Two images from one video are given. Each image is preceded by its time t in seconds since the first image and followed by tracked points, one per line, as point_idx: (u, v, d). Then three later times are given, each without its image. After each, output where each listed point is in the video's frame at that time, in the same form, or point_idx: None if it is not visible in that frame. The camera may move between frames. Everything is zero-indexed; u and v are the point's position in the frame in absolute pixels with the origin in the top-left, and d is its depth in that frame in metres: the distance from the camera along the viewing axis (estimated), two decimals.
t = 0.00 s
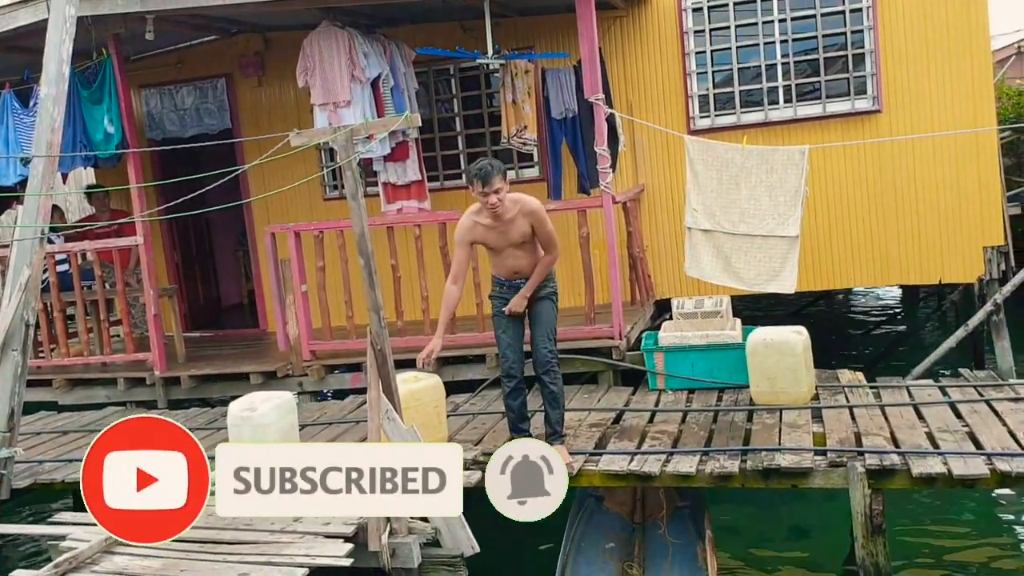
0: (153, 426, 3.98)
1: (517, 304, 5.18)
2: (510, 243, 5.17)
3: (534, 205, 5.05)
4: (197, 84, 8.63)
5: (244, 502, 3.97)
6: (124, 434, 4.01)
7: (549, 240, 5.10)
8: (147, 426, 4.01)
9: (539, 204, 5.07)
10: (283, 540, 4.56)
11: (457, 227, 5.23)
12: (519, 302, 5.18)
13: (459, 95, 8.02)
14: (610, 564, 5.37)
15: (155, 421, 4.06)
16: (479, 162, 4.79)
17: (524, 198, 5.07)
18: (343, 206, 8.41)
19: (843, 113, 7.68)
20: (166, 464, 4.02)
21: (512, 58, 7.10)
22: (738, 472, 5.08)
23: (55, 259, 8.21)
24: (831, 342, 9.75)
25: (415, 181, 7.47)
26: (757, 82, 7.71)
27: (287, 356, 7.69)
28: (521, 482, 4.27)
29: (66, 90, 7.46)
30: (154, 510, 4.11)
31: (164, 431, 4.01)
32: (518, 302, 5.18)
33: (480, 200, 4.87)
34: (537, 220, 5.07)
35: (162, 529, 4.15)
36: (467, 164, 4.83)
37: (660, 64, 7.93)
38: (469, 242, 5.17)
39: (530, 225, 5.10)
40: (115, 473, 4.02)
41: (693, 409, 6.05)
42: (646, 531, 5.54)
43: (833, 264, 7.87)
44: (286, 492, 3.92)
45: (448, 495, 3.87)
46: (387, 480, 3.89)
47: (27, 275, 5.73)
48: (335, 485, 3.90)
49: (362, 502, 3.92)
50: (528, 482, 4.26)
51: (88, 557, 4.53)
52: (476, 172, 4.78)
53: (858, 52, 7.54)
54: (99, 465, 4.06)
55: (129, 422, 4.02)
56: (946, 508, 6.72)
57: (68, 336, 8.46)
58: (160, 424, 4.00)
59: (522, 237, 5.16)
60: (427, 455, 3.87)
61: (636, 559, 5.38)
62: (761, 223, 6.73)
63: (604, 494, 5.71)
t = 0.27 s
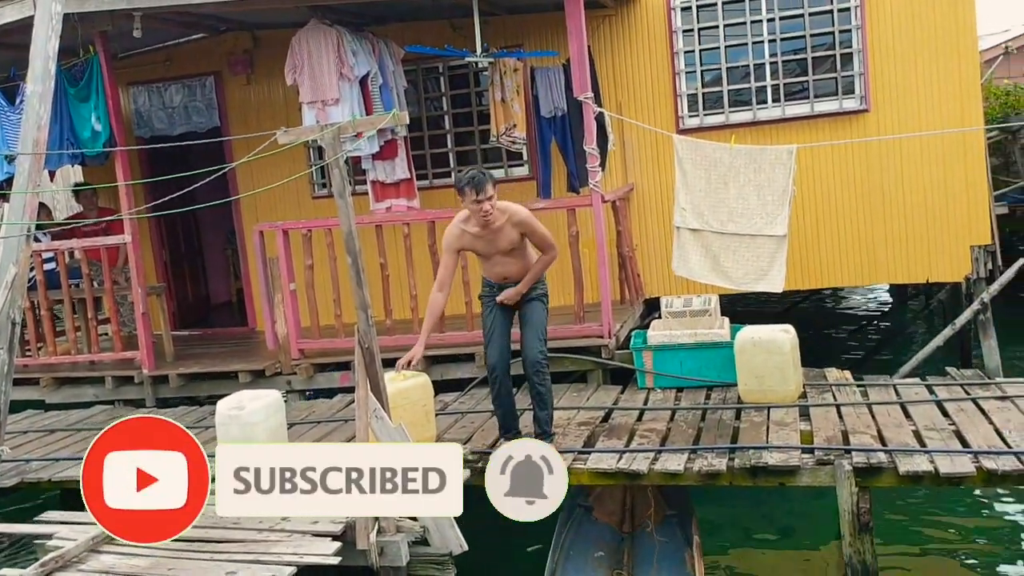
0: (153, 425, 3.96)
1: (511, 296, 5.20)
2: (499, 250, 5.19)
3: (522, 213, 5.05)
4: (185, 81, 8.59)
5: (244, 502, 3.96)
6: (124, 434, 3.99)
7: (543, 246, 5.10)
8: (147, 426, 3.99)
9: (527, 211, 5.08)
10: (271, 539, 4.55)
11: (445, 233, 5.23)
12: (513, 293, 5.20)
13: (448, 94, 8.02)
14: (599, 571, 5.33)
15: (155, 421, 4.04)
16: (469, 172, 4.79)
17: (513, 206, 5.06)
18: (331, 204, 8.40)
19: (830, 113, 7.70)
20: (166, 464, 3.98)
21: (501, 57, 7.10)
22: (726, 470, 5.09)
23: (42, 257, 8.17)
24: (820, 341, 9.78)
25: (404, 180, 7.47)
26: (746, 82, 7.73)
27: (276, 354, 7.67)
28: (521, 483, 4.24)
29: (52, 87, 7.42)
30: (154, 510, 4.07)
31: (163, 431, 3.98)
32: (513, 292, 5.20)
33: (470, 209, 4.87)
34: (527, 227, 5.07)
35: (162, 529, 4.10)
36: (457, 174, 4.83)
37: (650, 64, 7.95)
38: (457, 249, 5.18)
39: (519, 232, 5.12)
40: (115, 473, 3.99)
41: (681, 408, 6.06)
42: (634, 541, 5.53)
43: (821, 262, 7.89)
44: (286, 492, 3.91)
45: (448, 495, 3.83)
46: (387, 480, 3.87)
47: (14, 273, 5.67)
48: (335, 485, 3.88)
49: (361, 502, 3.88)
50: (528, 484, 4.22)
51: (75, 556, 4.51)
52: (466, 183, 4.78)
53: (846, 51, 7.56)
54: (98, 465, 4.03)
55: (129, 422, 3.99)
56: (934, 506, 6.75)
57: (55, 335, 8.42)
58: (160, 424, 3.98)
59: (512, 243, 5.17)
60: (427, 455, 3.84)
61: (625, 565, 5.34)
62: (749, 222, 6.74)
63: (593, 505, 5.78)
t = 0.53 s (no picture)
0: (155, 426, 3.96)
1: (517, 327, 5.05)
2: (501, 262, 5.21)
3: (524, 228, 5.05)
4: (186, 75, 8.58)
5: (243, 502, 3.97)
6: (125, 435, 3.97)
7: (542, 260, 5.13)
8: (148, 427, 3.98)
9: (528, 224, 5.08)
10: (271, 533, 4.54)
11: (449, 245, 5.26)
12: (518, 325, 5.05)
13: (450, 90, 8.01)
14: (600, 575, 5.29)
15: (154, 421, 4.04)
16: (470, 191, 4.77)
17: (516, 220, 5.05)
18: (332, 199, 8.39)
19: (832, 111, 7.70)
20: (168, 464, 4.00)
21: (503, 52, 7.09)
22: (726, 467, 5.10)
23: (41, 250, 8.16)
24: (819, 340, 9.78)
25: (405, 176, 7.46)
26: (748, 80, 7.73)
27: (276, 349, 7.67)
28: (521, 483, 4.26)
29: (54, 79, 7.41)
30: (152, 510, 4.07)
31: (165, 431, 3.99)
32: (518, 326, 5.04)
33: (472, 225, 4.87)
34: (527, 241, 5.09)
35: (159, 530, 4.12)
36: (459, 192, 4.81)
37: (652, 62, 7.94)
38: (459, 262, 5.22)
39: (521, 246, 5.12)
40: (116, 474, 3.99)
41: (681, 405, 6.06)
42: (635, 543, 5.50)
43: (822, 261, 7.90)
44: (285, 492, 3.89)
45: (447, 495, 3.85)
46: (387, 480, 3.86)
47: (14, 265, 5.62)
48: (335, 485, 3.87)
49: (362, 501, 3.91)
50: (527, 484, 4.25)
51: (75, 549, 4.51)
52: (468, 201, 4.76)
53: (848, 50, 7.55)
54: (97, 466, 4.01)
55: (129, 423, 3.98)
56: (933, 505, 6.75)
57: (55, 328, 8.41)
58: (162, 425, 3.98)
59: (512, 257, 5.18)
60: (428, 456, 3.84)
61: (626, 568, 5.29)
62: (751, 220, 6.74)
63: (591, 512, 5.75)
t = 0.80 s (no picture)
0: (156, 425, 3.89)
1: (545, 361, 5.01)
2: (507, 288, 5.22)
3: (532, 258, 5.06)
4: (192, 73, 8.59)
5: (243, 502, 3.97)
6: (125, 434, 3.91)
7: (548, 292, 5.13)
8: (150, 427, 3.91)
9: (535, 253, 5.08)
10: (275, 531, 4.54)
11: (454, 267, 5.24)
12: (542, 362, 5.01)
13: (456, 90, 8.01)
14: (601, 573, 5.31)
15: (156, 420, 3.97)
16: (479, 223, 4.70)
17: (522, 249, 5.03)
18: (338, 198, 8.40)
19: (838, 113, 7.69)
20: (168, 464, 3.92)
21: (509, 52, 7.11)
22: (730, 468, 5.10)
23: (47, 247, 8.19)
24: (824, 342, 9.77)
25: (411, 175, 7.47)
26: (755, 82, 7.72)
27: (280, 347, 7.67)
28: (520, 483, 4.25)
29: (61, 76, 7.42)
30: (153, 509, 4.02)
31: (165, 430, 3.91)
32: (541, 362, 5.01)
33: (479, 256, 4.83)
34: (535, 271, 5.10)
35: (161, 529, 4.06)
36: (467, 221, 4.76)
37: (658, 63, 7.93)
38: (464, 285, 5.22)
39: (528, 274, 5.12)
40: (115, 474, 3.92)
41: (685, 406, 6.06)
42: (636, 540, 5.52)
43: (826, 263, 7.89)
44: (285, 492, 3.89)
45: (447, 495, 3.85)
46: (387, 480, 3.85)
47: (19, 262, 5.24)
48: (335, 485, 3.86)
49: (361, 501, 3.89)
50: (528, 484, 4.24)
51: (79, 545, 4.51)
52: (476, 234, 4.70)
53: (855, 52, 7.55)
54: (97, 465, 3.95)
55: (129, 422, 3.92)
56: (936, 507, 6.74)
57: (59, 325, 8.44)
58: (162, 424, 3.90)
59: (518, 284, 5.20)
60: (428, 456, 3.84)
61: (627, 566, 5.33)
62: (756, 221, 6.74)
63: (591, 511, 5.76)
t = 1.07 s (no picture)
0: (156, 424, 3.90)
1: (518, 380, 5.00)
2: (508, 329, 5.29)
3: (532, 304, 5.13)
4: (195, 69, 8.58)
5: (244, 502, 3.97)
6: (125, 433, 3.90)
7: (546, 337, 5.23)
8: (151, 426, 3.92)
9: (538, 297, 5.17)
10: (276, 527, 4.54)
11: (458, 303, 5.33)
12: (519, 381, 5.00)
13: (458, 87, 8.01)
14: (597, 561, 5.43)
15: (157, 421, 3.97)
16: (484, 260, 4.84)
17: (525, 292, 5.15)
18: (339, 194, 8.40)
19: (840, 112, 7.69)
20: (168, 464, 3.90)
21: (511, 50, 7.12)
22: (730, 466, 5.10)
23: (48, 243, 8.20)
24: (825, 341, 9.77)
25: (412, 172, 7.47)
26: (757, 80, 7.72)
27: (281, 344, 7.68)
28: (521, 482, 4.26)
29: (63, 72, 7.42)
30: (153, 510, 3.99)
31: (166, 430, 3.92)
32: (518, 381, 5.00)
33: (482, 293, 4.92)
34: (535, 315, 5.17)
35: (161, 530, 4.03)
36: (472, 260, 4.89)
37: (660, 62, 7.94)
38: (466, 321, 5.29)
39: (529, 317, 5.20)
40: (115, 474, 3.90)
41: (686, 404, 6.07)
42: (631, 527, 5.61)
43: (827, 262, 7.90)
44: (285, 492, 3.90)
45: (446, 495, 3.83)
46: (387, 480, 3.85)
47: (21, 257, 5.22)
48: (335, 485, 3.86)
49: (361, 502, 3.87)
50: (528, 484, 4.25)
51: (80, 540, 4.51)
52: (479, 271, 4.82)
53: (857, 51, 7.55)
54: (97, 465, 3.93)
55: (130, 422, 3.92)
56: (935, 507, 6.74)
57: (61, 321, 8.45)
58: (163, 423, 3.91)
59: (520, 327, 5.27)
60: (427, 456, 3.82)
61: (622, 554, 5.46)
62: (757, 220, 6.74)
63: (588, 496, 5.82)
